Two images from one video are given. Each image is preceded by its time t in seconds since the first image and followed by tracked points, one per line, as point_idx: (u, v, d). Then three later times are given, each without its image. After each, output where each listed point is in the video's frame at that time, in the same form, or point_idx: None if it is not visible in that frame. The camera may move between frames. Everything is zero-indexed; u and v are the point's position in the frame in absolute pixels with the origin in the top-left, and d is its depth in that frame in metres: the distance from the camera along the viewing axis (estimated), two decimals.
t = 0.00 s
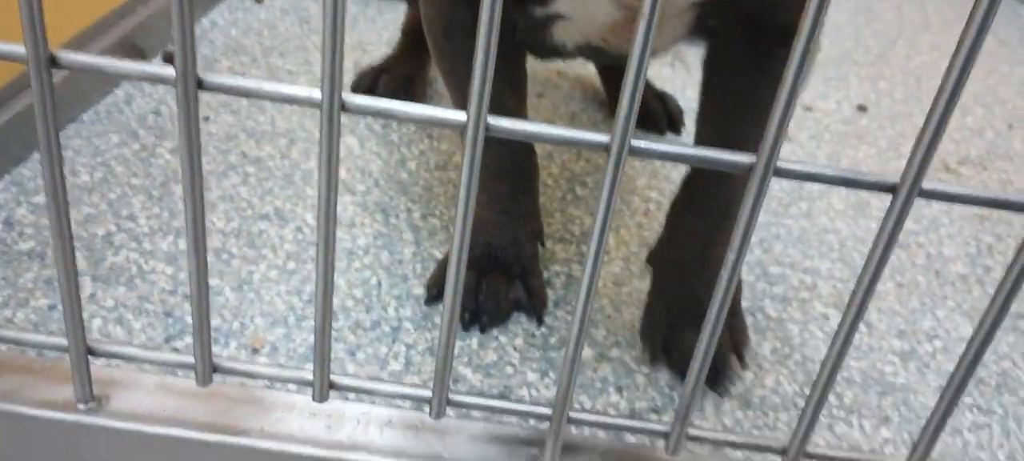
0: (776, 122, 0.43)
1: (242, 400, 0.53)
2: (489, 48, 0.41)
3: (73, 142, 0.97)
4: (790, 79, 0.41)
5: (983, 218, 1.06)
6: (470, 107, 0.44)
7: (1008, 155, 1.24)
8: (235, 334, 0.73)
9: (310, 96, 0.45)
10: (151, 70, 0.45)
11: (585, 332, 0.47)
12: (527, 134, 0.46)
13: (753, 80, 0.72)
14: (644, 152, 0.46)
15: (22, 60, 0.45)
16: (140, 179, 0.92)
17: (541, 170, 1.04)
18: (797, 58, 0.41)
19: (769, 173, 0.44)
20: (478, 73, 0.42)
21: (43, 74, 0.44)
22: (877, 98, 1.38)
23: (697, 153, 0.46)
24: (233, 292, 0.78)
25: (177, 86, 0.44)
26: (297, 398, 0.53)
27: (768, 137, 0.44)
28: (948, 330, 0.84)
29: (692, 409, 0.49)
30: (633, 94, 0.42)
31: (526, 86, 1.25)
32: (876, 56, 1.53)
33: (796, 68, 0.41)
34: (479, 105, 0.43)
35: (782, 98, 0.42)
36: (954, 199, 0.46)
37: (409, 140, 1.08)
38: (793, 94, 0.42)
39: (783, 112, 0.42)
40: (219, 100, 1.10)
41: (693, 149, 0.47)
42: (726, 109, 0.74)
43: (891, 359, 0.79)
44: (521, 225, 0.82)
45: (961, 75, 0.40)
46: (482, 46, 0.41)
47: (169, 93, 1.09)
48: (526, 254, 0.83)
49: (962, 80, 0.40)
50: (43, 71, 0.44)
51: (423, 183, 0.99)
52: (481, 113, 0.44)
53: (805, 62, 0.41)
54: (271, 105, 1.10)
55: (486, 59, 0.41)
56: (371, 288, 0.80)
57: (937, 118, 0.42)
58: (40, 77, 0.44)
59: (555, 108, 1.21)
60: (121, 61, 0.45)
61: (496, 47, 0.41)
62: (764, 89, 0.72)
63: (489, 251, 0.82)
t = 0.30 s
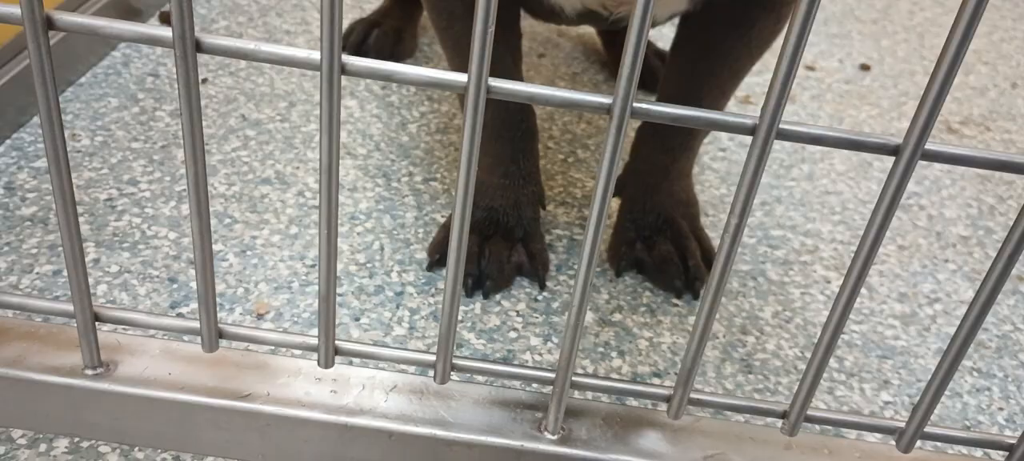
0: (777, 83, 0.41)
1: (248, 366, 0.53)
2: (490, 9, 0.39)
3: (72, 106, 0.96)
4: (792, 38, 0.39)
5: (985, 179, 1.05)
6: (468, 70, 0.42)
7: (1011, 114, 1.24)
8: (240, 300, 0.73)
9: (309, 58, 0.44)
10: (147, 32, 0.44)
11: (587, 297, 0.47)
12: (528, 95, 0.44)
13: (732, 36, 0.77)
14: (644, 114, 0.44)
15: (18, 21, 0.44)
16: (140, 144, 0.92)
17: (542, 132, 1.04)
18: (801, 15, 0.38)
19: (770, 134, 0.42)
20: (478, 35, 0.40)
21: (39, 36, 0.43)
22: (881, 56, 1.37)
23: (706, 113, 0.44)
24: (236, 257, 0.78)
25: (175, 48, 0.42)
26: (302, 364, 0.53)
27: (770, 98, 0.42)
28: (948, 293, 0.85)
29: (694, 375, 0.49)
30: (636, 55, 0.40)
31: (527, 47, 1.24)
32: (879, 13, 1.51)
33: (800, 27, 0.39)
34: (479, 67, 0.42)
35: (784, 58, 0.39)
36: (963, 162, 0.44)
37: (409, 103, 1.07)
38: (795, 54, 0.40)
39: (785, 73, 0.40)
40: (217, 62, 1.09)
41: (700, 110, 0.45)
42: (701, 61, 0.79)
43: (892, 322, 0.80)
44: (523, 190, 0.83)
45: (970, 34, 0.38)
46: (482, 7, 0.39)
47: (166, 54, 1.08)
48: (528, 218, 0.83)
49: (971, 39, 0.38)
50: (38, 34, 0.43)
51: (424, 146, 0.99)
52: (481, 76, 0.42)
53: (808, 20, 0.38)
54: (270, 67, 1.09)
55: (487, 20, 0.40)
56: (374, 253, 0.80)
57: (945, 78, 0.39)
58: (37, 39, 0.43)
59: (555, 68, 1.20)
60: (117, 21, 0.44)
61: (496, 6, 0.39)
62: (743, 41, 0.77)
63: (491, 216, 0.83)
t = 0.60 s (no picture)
0: (765, 80, 0.40)
1: (230, 369, 0.52)
2: (473, 5, 0.38)
3: (52, 103, 0.95)
4: (781, 34, 0.38)
5: (972, 173, 1.06)
6: (452, 68, 0.41)
7: (998, 107, 1.24)
8: (224, 300, 0.72)
9: (289, 56, 0.43)
10: (123, 30, 0.43)
11: (574, 298, 0.47)
12: (513, 93, 0.43)
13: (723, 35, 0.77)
14: (633, 111, 0.43)
15: None
16: (122, 142, 0.91)
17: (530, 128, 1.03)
18: (789, 11, 0.38)
19: (758, 131, 0.42)
20: (461, 32, 0.39)
21: (11, 35, 0.41)
22: (868, 50, 1.37)
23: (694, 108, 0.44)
24: (220, 257, 0.77)
25: (152, 47, 0.41)
26: (286, 366, 0.53)
27: (758, 96, 0.41)
28: (936, 287, 0.85)
29: (682, 375, 0.48)
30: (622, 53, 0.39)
31: (514, 41, 1.23)
32: (867, 6, 1.51)
33: (789, 22, 0.38)
34: (463, 65, 0.41)
35: (773, 54, 0.39)
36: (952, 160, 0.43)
37: (395, 99, 1.06)
38: (784, 50, 0.39)
39: (774, 70, 0.39)
40: (200, 58, 1.08)
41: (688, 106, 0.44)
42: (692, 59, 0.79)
43: (880, 318, 0.79)
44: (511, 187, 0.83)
45: (960, 30, 0.37)
46: (465, 4, 0.38)
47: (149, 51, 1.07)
48: (515, 215, 0.82)
49: (960, 35, 0.37)
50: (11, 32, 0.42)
51: (411, 143, 0.98)
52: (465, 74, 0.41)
53: (797, 15, 0.38)
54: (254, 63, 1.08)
55: (470, 16, 0.39)
56: (360, 252, 0.80)
57: (934, 75, 0.39)
58: (9, 38, 0.41)
59: (543, 63, 1.20)
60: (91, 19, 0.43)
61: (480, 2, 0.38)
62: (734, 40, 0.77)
63: (478, 213, 0.82)
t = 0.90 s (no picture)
0: (764, 89, 0.40)
1: (233, 378, 0.52)
2: (472, 19, 0.38)
3: (56, 112, 0.95)
4: (780, 45, 0.38)
5: (972, 183, 1.06)
6: (453, 78, 0.41)
7: (999, 117, 1.24)
8: (226, 309, 0.72)
9: (290, 66, 0.43)
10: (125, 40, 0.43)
11: (576, 307, 0.47)
12: (513, 104, 0.44)
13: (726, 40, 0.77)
14: (632, 121, 0.43)
15: None
16: (126, 151, 0.91)
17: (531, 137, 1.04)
18: (788, 21, 0.38)
19: (758, 142, 0.42)
20: (462, 42, 0.39)
21: (15, 45, 0.42)
22: (868, 59, 1.37)
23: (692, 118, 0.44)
24: (223, 266, 0.77)
25: (154, 57, 0.42)
26: (288, 376, 0.53)
27: (758, 105, 0.41)
28: (938, 297, 0.85)
29: (684, 385, 0.48)
30: (622, 63, 0.39)
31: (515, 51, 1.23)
32: (867, 16, 1.52)
33: (788, 31, 0.38)
34: (465, 74, 0.41)
35: (771, 65, 0.39)
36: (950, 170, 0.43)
37: (397, 109, 1.07)
38: (783, 62, 0.39)
39: (773, 80, 0.39)
40: (203, 67, 1.08)
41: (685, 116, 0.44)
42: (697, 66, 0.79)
43: (881, 327, 0.79)
44: (513, 197, 0.83)
45: (958, 40, 0.38)
46: (466, 14, 0.38)
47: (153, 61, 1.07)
48: (517, 224, 0.82)
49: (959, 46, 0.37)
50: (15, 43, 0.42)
51: (413, 152, 0.98)
52: (466, 84, 0.42)
53: (796, 25, 0.38)
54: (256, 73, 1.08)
55: (472, 27, 0.39)
56: (362, 261, 0.80)
57: (932, 85, 0.39)
58: (13, 49, 0.42)
59: (544, 73, 1.20)
60: (95, 30, 0.43)
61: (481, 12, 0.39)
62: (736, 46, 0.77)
63: (480, 222, 0.82)
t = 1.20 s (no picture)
0: (765, 95, 0.40)
1: (235, 382, 0.52)
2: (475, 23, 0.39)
3: (61, 117, 0.96)
4: (780, 51, 0.38)
5: (976, 190, 1.06)
6: (456, 83, 0.41)
7: (1002, 124, 1.24)
8: (229, 314, 0.73)
9: (293, 72, 0.43)
10: (129, 46, 0.43)
11: (577, 313, 0.47)
12: (516, 110, 0.44)
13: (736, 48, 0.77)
14: (637, 128, 0.43)
15: None
16: (129, 156, 0.91)
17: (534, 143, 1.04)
18: (789, 25, 0.38)
19: (760, 149, 0.42)
20: (463, 46, 0.39)
21: (21, 51, 0.42)
22: (871, 66, 1.37)
23: (697, 124, 0.44)
24: (226, 270, 0.77)
25: (158, 62, 0.42)
26: (289, 380, 0.53)
27: (759, 110, 0.41)
28: (941, 303, 0.85)
29: (685, 390, 0.48)
30: (623, 68, 0.39)
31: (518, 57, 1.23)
32: (870, 22, 1.52)
33: (789, 35, 0.38)
34: (467, 79, 0.41)
35: (772, 72, 0.39)
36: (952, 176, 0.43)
37: (400, 114, 1.07)
38: (784, 69, 0.39)
39: (773, 86, 0.39)
40: (208, 73, 1.09)
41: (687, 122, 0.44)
42: (707, 73, 0.80)
43: (884, 333, 0.79)
44: (515, 202, 0.83)
45: (959, 46, 0.37)
46: (468, 21, 0.39)
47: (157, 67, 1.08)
48: (520, 230, 0.83)
49: (959, 53, 0.37)
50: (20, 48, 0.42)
51: (415, 158, 0.99)
52: (468, 89, 0.42)
53: (796, 32, 0.38)
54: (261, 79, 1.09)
55: (473, 32, 0.39)
56: (364, 266, 0.80)
57: (933, 91, 0.39)
58: (19, 55, 0.42)
59: (547, 79, 1.20)
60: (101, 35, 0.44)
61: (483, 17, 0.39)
62: (744, 53, 0.77)
63: (483, 227, 0.82)
